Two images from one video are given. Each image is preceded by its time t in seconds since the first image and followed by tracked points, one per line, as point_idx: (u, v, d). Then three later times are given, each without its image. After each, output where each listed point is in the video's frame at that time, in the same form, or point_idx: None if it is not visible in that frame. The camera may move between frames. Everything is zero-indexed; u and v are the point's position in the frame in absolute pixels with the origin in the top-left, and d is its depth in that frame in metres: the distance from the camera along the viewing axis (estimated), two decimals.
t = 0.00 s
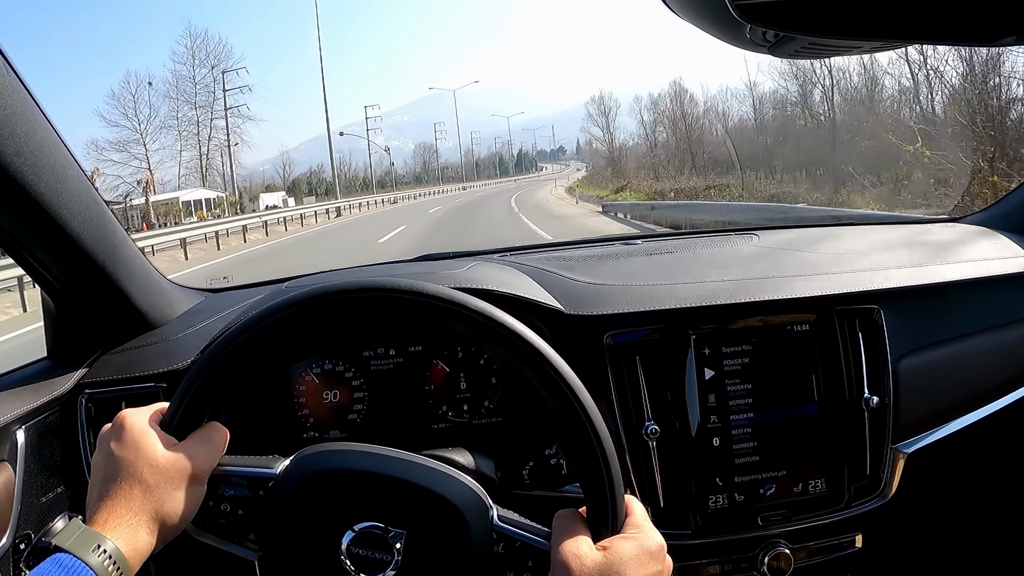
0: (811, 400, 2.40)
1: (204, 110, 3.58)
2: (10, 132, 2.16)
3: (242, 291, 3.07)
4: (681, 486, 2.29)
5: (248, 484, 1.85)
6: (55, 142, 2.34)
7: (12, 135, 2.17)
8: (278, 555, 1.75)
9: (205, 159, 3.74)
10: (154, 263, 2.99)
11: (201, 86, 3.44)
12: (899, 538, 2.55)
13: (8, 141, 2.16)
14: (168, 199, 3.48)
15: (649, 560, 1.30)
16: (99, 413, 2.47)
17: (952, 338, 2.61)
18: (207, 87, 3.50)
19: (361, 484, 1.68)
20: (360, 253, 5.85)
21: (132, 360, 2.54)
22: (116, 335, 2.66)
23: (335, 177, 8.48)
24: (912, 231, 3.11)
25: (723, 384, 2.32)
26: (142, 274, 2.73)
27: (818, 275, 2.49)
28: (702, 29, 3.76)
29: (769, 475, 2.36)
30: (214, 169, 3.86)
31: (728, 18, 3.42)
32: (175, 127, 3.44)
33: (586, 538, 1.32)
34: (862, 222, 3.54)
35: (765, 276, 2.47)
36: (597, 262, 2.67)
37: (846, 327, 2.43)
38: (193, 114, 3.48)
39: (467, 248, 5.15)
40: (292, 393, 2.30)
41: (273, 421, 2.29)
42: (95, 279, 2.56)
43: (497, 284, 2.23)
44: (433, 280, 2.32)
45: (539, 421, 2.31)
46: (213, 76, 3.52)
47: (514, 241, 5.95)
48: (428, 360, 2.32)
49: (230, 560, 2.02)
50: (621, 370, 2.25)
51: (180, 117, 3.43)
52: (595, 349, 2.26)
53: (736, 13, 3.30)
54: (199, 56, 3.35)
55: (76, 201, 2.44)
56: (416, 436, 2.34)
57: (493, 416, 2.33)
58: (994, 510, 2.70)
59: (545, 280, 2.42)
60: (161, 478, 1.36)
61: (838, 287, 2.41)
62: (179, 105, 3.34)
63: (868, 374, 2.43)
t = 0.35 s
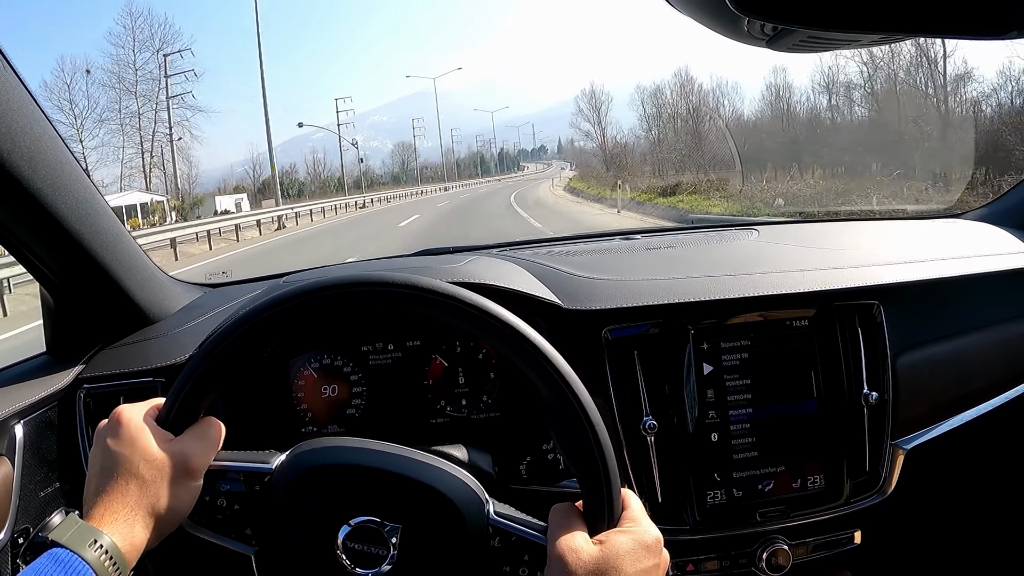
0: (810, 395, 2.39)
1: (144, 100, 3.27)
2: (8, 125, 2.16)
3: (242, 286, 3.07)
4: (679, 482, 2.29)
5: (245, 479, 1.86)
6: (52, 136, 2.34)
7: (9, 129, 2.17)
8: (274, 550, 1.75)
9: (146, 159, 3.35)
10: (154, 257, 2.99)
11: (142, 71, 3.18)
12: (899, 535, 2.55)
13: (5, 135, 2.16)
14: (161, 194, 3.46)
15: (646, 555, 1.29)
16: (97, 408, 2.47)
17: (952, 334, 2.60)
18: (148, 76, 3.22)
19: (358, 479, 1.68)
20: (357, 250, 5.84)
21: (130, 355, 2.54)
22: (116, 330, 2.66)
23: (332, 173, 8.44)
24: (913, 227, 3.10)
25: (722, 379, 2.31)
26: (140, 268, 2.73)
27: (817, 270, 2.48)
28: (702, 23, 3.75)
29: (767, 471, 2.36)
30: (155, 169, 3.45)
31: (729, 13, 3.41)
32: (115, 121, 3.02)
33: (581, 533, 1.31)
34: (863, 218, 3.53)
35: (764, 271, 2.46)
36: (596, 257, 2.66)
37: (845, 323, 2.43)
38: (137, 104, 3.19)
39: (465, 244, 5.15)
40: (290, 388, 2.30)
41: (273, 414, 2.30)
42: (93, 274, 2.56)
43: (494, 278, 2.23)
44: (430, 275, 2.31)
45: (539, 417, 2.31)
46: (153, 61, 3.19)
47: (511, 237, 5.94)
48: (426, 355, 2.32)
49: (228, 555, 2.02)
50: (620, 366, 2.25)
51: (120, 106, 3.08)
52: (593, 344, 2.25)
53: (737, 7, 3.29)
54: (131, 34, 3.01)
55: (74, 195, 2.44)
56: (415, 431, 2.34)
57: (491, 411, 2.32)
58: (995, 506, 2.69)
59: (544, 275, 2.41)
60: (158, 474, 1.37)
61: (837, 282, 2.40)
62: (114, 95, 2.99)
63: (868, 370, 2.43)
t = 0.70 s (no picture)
0: (820, 397, 2.39)
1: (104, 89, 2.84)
2: (20, 121, 2.17)
3: (251, 283, 3.08)
4: (688, 482, 2.29)
5: (254, 477, 1.86)
6: (64, 133, 2.34)
7: (21, 126, 2.17)
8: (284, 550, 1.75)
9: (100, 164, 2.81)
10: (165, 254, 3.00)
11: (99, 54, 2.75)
12: (908, 537, 2.54)
13: (16, 131, 2.16)
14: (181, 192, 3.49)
15: (657, 551, 1.29)
16: (106, 404, 2.47)
17: (962, 337, 2.60)
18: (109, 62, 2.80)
19: (368, 477, 1.68)
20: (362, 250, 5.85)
21: (140, 351, 2.55)
22: (126, 327, 2.66)
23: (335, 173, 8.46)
24: (923, 230, 3.09)
25: (731, 380, 2.31)
26: (150, 265, 2.74)
27: (827, 272, 2.48)
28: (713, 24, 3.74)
29: (776, 472, 2.36)
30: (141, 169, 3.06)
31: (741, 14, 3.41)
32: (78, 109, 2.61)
33: (592, 531, 1.31)
34: (873, 220, 3.53)
35: (774, 272, 2.46)
36: (606, 257, 2.66)
37: (855, 325, 2.43)
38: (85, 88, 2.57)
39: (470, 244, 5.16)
40: (300, 385, 2.30)
41: (282, 412, 2.30)
42: (104, 270, 2.56)
43: (505, 277, 2.22)
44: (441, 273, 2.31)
45: (549, 416, 2.31)
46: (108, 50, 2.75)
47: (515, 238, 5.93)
48: (436, 354, 2.32)
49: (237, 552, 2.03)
50: (630, 366, 2.24)
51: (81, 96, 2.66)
52: (603, 344, 2.24)
53: (749, 7, 3.29)
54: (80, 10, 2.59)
55: (85, 192, 2.44)
56: (424, 430, 2.34)
57: (500, 410, 2.33)
58: (1003, 509, 2.68)
59: (555, 274, 2.41)
60: (169, 474, 1.38)
61: (848, 284, 2.40)
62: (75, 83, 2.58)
63: (878, 373, 2.42)
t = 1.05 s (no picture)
0: (824, 404, 2.39)
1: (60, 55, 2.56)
2: (27, 124, 2.18)
3: (258, 288, 3.09)
4: (693, 488, 2.29)
5: (261, 482, 1.87)
6: (71, 137, 2.36)
7: (28, 130, 2.19)
8: (290, 553, 1.75)
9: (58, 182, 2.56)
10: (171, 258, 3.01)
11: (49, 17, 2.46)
12: (911, 544, 2.55)
13: (24, 136, 2.18)
14: (187, 196, 3.50)
15: (663, 556, 1.30)
16: (111, 407, 2.48)
17: (967, 344, 2.60)
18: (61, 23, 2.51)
19: (375, 483, 1.68)
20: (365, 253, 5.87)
21: (146, 355, 2.55)
22: (133, 331, 2.67)
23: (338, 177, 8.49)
24: (927, 237, 3.10)
25: (737, 388, 2.31)
26: (157, 269, 2.75)
27: (832, 279, 2.48)
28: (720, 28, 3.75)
29: (781, 479, 2.36)
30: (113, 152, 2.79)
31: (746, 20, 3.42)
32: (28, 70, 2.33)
33: (598, 536, 1.32)
34: (878, 227, 3.53)
35: (779, 279, 2.46)
36: (612, 263, 2.66)
37: (860, 333, 2.43)
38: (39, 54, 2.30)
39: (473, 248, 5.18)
40: (306, 390, 2.31)
41: (288, 416, 2.31)
42: (110, 274, 2.57)
43: (510, 283, 2.23)
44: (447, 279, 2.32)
45: (554, 423, 2.31)
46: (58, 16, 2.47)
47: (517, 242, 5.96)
48: (441, 359, 2.32)
49: (243, 558, 2.03)
50: (635, 372, 2.24)
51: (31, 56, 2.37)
52: (608, 350, 2.25)
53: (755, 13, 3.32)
54: None
55: (92, 195, 2.45)
56: (429, 436, 2.34)
57: (505, 416, 2.33)
58: (1008, 517, 2.68)
59: (560, 280, 2.42)
60: (175, 478, 1.38)
61: (853, 291, 2.40)
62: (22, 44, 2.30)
63: (883, 380, 2.42)
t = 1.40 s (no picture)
0: (831, 418, 2.39)
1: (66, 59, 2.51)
2: (42, 135, 2.20)
3: (267, 296, 3.11)
4: (700, 502, 2.29)
5: (271, 495, 1.89)
6: (84, 146, 2.37)
7: (43, 140, 2.21)
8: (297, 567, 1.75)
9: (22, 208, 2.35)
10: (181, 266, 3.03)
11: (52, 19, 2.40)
12: (918, 558, 2.54)
13: (38, 146, 2.19)
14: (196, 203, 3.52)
15: (669, 561, 1.31)
16: (119, 415, 2.50)
17: (974, 358, 2.60)
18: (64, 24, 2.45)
19: (384, 495, 1.70)
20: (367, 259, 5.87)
21: (154, 363, 2.57)
22: (142, 338, 2.69)
23: (340, 182, 8.49)
24: (935, 250, 3.10)
25: (744, 402, 2.32)
26: (167, 278, 2.76)
27: (840, 293, 2.49)
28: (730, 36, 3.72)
29: (788, 493, 2.36)
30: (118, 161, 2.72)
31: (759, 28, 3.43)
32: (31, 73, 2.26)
33: (605, 543, 1.32)
34: (884, 238, 3.53)
35: (787, 293, 2.47)
36: (620, 275, 2.68)
37: (866, 347, 2.43)
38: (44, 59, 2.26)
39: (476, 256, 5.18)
40: (314, 399, 2.32)
41: (296, 425, 2.33)
42: (120, 282, 2.58)
43: (520, 296, 2.24)
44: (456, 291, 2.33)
45: (562, 435, 2.32)
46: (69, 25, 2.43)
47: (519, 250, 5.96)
48: (449, 370, 2.32)
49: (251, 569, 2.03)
50: (643, 386, 2.25)
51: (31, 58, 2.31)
52: (617, 363, 2.25)
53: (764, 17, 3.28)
54: None
55: (103, 204, 2.46)
56: (437, 446, 2.35)
57: (512, 427, 2.34)
58: (1014, 532, 2.68)
59: (567, 292, 2.43)
60: (183, 494, 1.37)
61: (861, 305, 2.41)
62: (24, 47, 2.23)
63: (889, 394, 2.42)
